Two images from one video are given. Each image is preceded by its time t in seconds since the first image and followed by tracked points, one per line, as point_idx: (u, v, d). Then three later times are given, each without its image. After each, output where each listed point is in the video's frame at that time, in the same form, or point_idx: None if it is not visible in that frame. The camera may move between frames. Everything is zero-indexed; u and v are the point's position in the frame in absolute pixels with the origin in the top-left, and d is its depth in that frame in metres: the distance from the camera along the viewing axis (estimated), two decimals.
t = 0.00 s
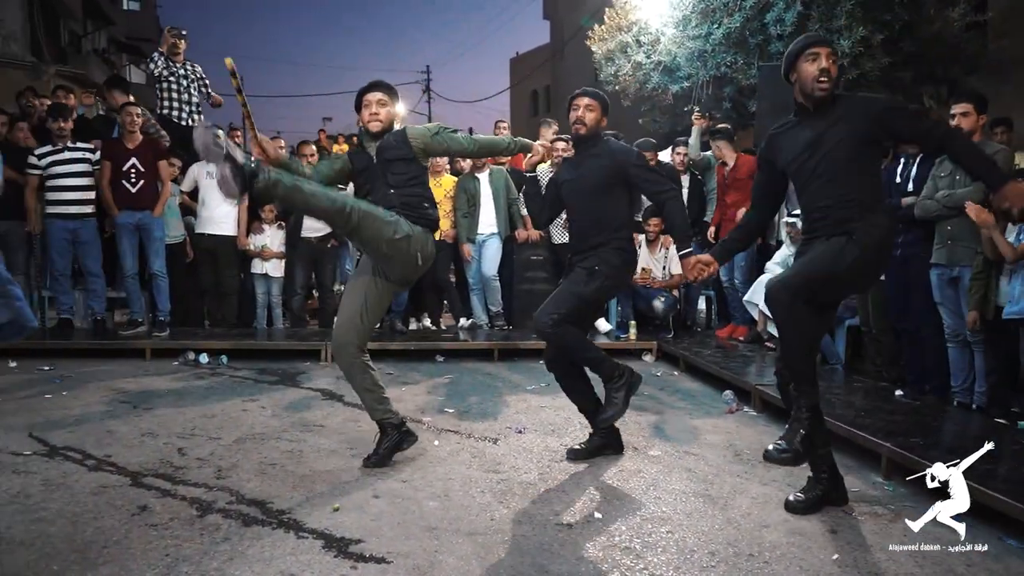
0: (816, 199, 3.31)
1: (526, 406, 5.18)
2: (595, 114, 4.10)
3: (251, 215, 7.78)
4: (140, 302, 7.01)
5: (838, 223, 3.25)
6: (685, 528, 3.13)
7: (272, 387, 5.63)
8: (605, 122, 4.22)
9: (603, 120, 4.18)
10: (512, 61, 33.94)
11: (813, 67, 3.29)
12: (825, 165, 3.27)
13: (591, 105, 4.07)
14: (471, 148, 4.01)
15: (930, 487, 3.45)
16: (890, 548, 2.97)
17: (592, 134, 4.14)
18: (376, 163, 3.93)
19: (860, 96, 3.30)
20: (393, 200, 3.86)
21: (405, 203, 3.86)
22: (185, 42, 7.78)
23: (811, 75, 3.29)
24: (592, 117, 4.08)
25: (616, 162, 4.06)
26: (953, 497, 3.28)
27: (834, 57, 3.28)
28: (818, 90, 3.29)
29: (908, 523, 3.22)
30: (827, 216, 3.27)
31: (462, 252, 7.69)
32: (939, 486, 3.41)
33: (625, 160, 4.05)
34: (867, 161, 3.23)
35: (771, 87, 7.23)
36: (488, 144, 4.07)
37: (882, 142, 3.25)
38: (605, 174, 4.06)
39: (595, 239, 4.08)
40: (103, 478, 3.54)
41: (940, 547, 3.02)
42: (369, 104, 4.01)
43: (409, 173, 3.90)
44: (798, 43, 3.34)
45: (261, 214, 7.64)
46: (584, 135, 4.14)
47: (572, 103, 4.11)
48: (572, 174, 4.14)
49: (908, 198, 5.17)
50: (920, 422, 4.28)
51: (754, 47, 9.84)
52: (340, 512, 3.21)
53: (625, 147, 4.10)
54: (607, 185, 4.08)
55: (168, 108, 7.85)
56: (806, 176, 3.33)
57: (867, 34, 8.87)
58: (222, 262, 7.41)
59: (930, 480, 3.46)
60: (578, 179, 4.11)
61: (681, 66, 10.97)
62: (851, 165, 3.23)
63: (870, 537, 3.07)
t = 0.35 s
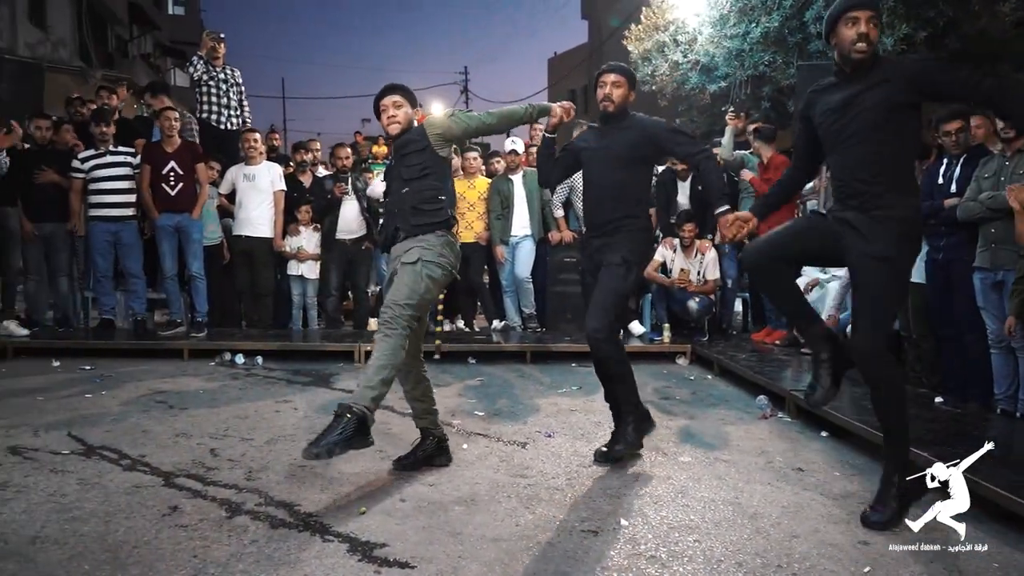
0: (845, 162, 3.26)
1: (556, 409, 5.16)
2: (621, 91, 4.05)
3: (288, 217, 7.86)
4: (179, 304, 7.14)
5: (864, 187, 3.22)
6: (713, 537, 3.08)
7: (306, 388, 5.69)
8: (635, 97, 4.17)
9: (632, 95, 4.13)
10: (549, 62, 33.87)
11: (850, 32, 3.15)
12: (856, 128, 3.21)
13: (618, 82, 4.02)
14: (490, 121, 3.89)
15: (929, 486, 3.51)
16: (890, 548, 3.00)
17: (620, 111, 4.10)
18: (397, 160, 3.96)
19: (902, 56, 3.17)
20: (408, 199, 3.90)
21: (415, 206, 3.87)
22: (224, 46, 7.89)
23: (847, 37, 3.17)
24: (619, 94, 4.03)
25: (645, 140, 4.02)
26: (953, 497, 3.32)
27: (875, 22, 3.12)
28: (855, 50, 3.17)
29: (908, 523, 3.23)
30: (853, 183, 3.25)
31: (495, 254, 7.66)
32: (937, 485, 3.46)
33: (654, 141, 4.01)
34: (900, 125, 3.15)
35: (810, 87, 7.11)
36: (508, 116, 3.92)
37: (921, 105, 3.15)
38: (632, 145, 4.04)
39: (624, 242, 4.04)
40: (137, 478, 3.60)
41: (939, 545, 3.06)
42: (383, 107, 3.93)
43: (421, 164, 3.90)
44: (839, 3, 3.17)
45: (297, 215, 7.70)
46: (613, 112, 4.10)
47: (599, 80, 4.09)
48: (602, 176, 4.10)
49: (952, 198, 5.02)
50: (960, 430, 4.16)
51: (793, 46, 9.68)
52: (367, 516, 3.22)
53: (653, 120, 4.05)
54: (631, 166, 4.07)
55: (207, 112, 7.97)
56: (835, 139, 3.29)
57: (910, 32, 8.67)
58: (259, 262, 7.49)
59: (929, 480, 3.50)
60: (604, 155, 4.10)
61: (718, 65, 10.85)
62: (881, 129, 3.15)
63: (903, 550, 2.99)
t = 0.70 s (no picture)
0: (871, 181, 3.30)
1: (580, 412, 5.17)
2: (649, 108, 4.06)
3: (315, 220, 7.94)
4: (208, 306, 7.24)
5: (890, 208, 3.25)
6: (735, 543, 3.07)
7: (332, 390, 5.75)
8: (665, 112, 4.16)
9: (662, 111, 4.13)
10: (577, 61, 33.81)
11: (879, 51, 3.21)
12: (888, 147, 3.24)
13: (648, 98, 4.04)
14: (505, 140, 3.92)
15: (929, 487, 3.55)
16: (890, 548, 3.04)
17: (651, 130, 4.11)
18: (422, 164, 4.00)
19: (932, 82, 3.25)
20: (434, 219, 3.94)
21: (441, 226, 3.92)
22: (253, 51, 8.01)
23: (874, 56, 3.22)
24: (650, 111, 4.04)
25: (675, 164, 4.02)
26: (953, 498, 3.34)
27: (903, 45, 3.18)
28: (874, 72, 3.24)
29: (908, 523, 3.27)
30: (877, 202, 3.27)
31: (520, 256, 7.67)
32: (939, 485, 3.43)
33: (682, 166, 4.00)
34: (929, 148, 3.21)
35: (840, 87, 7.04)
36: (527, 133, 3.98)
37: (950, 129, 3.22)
38: (664, 169, 4.03)
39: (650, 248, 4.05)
40: (166, 478, 3.66)
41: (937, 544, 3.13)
42: (388, 148, 4.13)
43: (442, 183, 3.94)
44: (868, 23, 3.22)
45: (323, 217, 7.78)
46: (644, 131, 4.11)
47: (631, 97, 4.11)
48: (629, 179, 4.10)
49: (983, 202, 4.95)
50: (990, 437, 4.10)
51: (822, 45, 9.57)
52: (390, 518, 3.25)
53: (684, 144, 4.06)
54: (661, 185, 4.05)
55: (237, 115, 8.09)
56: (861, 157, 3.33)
57: (941, 31, 8.52)
58: (286, 264, 7.57)
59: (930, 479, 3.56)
60: (635, 170, 4.08)
61: (746, 65, 10.77)
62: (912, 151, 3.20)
63: (927, 559, 2.96)
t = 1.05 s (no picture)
0: (883, 177, 3.33)
1: (590, 414, 5.18)
2: (671, 111, 3.99)
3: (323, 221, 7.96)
4: (218, 307, 7.26)
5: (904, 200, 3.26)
6: (746, 547, 3.09)
7: (342, 391, 5.77)
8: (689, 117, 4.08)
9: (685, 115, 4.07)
10: (583, 61, 33.83)
11: (896, 47, 3.23)
12: (901, 140, 3.26)
13: (672, 101, 3.98)
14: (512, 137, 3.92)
15: (930, 487, 3.29)
16: (901, 553, 3.05)
17: (672, 134, 4.04)
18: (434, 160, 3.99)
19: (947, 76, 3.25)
20: (463, 231, 3.90)
21: (474, 238, 3.91)
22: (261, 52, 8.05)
23: (892, 52, 3.25)
24: (673, 114, 3.98)
25: (705, 170, 3.97)
26: (953, 497, 3.21)
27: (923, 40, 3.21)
28: (894, 69, 3.26)
29: (908, 523, 3.28)
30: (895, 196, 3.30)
31: (528, 259, 7.70)
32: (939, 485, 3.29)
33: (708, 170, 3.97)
34: (942, 140, 3.21)
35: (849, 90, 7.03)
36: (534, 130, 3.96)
37: (962, 123, 3.21)
38: (688, 175, 3.98)
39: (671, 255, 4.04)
40: (179, 480, 3.69)
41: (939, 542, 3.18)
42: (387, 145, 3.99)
43: (465, 192, 3.93)
44: (888, 21, 3.26)
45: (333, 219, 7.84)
46: (665, 135, 4.05)
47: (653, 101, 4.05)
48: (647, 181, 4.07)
49: (993, 205, 4.94)
50: (1000, 441, 4.10)
51: (830, 48, 9.55)
52: (402, 521, 3.28)
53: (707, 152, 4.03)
54: (685, 191, 4.02)
55: (246, 116, 8.11)
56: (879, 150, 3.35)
57: (950, 32, 8.50)
58: (295, 266, 7.60)
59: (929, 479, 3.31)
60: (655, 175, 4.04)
61: (754, 67, 10.76)
62: (923, 144, 3.22)
63: (938, 564, 2.97)
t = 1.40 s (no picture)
0: (910, 185, 3.36)
1: (600, 417, 5.21)
2: (679, 96, 3.95)
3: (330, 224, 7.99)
4: (225, 309, 7.27)
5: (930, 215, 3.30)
6: (763, 551, 3.11)
7: (352, 393, 5.80)
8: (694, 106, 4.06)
9: (691, 103, 4.02)
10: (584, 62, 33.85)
11: (931, 59, 3.29)
12: (928, 152, 3.31)
13: (677, 88, 3.92)
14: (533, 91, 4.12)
15: (930, 487, 3.36)
16: (916, 556, 3.08)
17: (678, 119, 4.01)
18: (453, 143, 3.94)
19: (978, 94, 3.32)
20: (475, 178, 3.92)
21: (488, 187, 3.93)
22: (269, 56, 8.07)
23: (927, 64, 3.31)
24: (678, 100, 3.93)
25: (708, 150, 3.92)
26: (953, 497, 3.27)
27: (957, 55, 3.27)
28: (926, 79, 3.32)
29: (908, 523, 3.41)
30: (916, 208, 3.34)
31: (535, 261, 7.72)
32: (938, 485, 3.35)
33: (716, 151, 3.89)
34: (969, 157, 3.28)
35: (856, 93, 7.05)
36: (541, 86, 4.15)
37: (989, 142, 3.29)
38: (693, 156, 3.93)
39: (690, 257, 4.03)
40: (196, 483, 3.71)
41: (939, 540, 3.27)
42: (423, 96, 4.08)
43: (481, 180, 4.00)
44: (926, 31, 3.33)
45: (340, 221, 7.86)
46: (671, 120, 4.02)
47: (658, 87, 4.02)
48: (655, 169, 4.02)
49: (1000, 209, 4.97)
50: (1011, 444, 4.12)
51: (836, 51, 9.56)
52: (420, 524, 3.30)
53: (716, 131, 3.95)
54: (693, 172, 3.96)
55: (253, 117, 8.11)
56: (902, 161, 3.39)
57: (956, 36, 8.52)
58: (302, 268, 7.62)
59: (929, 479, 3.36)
60: (665, 164, 3.98)
61: (759, 69, 10.77)
62: (950, 158, 3.27)
63: (953, 566, 3.00)
